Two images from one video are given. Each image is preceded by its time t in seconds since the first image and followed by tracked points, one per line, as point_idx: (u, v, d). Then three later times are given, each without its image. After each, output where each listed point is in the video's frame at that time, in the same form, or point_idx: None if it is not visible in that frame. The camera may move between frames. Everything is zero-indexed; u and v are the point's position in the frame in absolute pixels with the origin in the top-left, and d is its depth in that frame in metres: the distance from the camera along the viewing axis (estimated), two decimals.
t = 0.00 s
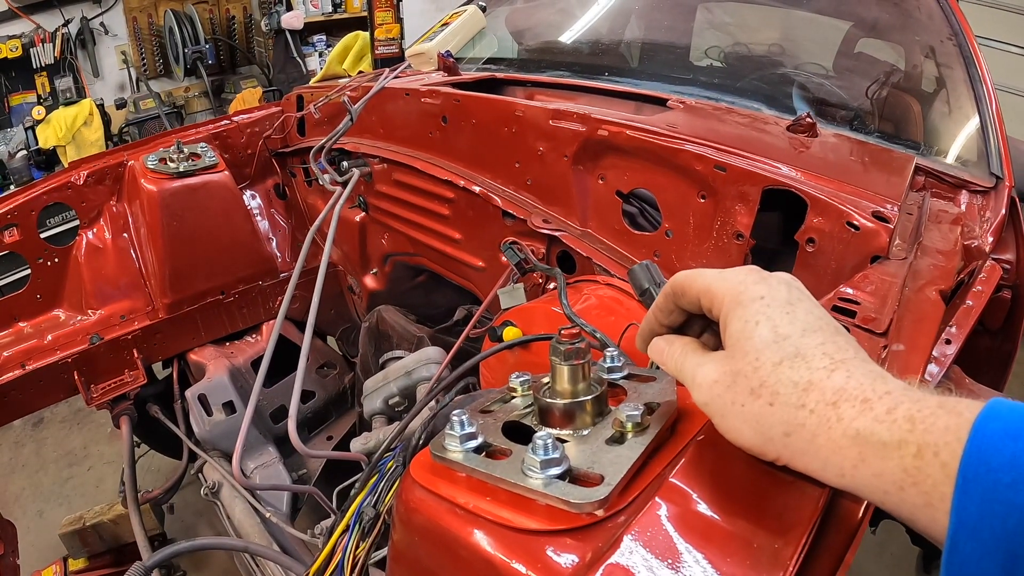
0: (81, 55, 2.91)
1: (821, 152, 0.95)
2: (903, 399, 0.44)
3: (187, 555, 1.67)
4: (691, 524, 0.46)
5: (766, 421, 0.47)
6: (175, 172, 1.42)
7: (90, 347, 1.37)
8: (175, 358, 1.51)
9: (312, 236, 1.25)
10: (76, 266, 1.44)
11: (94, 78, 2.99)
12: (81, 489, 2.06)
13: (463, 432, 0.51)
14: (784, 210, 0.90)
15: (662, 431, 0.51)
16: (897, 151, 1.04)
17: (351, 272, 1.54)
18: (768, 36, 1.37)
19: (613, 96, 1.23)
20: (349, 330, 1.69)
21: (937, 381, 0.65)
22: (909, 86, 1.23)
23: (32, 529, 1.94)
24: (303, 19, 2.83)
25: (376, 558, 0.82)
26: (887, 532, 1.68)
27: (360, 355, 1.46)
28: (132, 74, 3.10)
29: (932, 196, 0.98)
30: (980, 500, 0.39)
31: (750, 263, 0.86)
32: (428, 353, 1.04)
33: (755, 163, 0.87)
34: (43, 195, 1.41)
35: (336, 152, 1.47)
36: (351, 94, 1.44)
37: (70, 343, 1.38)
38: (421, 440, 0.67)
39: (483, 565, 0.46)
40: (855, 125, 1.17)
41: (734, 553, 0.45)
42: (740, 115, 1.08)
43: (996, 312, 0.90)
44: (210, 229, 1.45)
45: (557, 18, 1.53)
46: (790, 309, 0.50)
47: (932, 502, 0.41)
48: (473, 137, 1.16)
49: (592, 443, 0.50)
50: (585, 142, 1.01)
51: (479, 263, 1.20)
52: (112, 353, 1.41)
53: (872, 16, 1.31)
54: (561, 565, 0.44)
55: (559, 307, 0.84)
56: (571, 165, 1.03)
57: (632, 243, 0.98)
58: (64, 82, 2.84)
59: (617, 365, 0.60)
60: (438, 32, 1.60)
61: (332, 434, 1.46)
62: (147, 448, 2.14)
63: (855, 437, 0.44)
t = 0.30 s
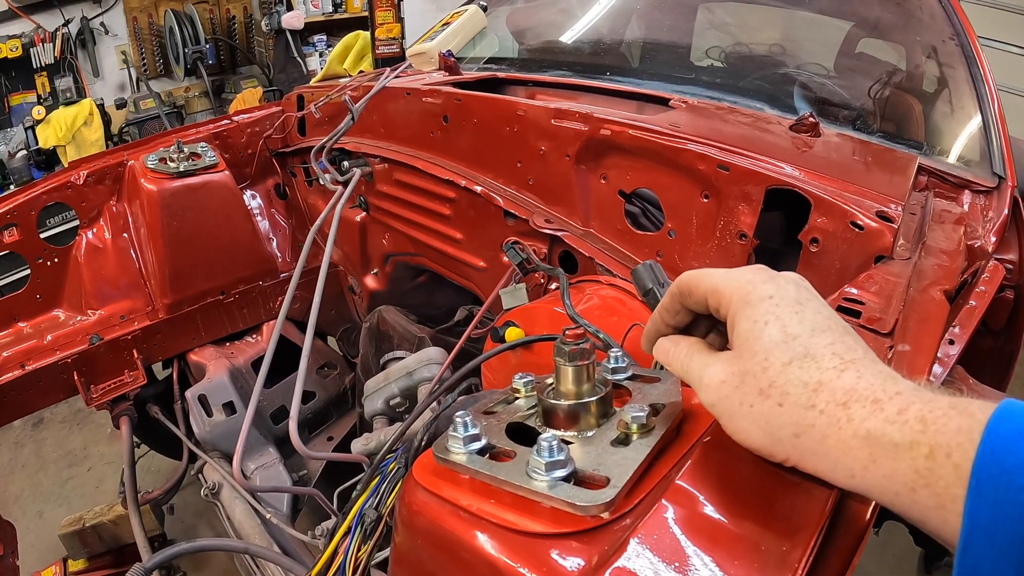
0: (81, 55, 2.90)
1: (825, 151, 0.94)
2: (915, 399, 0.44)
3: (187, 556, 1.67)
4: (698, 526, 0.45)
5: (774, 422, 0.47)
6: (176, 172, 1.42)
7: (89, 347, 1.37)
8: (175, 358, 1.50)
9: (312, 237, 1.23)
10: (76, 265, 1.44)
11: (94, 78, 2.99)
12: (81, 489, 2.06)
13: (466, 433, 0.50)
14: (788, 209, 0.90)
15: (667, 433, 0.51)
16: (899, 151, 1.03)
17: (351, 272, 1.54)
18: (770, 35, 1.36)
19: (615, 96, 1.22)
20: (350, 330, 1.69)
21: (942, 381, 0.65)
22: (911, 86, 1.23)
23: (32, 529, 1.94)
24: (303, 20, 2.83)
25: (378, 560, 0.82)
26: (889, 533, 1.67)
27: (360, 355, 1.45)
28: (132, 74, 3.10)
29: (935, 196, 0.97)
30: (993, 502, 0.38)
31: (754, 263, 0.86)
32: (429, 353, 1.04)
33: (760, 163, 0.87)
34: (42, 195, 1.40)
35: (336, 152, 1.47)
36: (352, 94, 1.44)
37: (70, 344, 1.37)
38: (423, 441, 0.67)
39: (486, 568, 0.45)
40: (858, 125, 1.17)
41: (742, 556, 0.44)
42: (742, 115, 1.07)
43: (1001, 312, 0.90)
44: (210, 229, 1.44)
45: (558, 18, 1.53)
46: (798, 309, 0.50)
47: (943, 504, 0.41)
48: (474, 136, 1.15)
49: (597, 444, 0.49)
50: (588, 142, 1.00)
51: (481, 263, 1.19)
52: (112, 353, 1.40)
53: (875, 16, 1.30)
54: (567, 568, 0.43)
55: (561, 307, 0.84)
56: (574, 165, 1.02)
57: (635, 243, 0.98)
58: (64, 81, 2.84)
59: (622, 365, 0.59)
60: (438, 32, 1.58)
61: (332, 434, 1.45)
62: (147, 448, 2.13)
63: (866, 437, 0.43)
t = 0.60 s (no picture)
0: (81, 55, 2.91)
1: (824, 152, 0.95)
2: (912, 399, 0.44)
3: (187, 556, 1.67)
4: (697, 526, 0.45)
5: (773, 422, 0.47)
6: (175, 172, 1.42)
7: (90, 348, 1.37)
8: (175, 358, 1.50)
9: (313, 238, 1.23)
10: (76, 266, 1.44)
11: (94, 79, 2.99)
12: (81, 490, 2.06)
13: (465, 433, 0.51)
14: (787, 210, 0.90)
15: (666, 433, 0.51)
16: (899, 151, 1.04)
17: (351, 273, 1.54)
18: (769, 36, 1.37)
19: (614, 96, 1.22)
20: (350, 331, 1.69)
21: (942, 381, 0.65)
22: (910, 87, 1.23)
23: (32, 529, 1.94)
24: (303, 20, 2.83)
25: (377, 560, 0.82)
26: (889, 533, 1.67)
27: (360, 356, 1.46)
28: (132, 75, 3.10)
29: (934, 196, 0.98)
30: (990, 502, 0.38)
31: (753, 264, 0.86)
32: (429, 353, 1.04)
33: (759, 163, 0.87)
34: (42, 195, 1.41)
35: (336, 153, 1.46)
36: (352, 95, 1.44)
37: (70, 344, 1.37)
38: (423, 441, 0.67)
39: (486, 568, 0.45)
40: (857, 125, 1.17)
41: (741, 556, 0.44)
42: (742, 115, 1.07)
43: (1000, 312, 0.90)
44: (210, 229, 1.44)
45: (558, 19, 1.53)
46: (796, 309, 0.50)
47: (941, 504, 0.41)
48: (474, 137, 1.15)
49: (596, 445, 0.50)
50: (587, 142, 1.00)
51: (481, 264, 1.20)
52: (112, 354, 1.41)
53: (874, 17, 1.30)
54: (565, 567, 0.43)
55: (561, 308, 0.84)
56: (573, 166, 1.03)
57: (634, 244, 0.98)
58: (65, 82, 2.84)
59: (621, 365, 0.59)
60: (438, 34, 1.56)
61: (332, 435, 1.45)
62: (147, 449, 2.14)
63: (864, 438, 0.43)
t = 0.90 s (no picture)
0: (82, 56, 2.91)
1: (822, 153, 0.95)
2: (905, 399, 0.44)
3: (187, 557, 1.67)
4: (692, 525, 0.46)
5: (767, 422, 0.47)
6: (176, 173, 1.42)
7: (90, 348, 1.37)
8: (175, 359, 1.51)
9: (312, 239, 1.24)
10: (76, 267, 1.44)
11: (94, 80, 2.99)
12: (81, 490, 2.06)
13: (463, 433, 0.51)
14: (784, 211, 0.90)
15: (662, 433, 0.51)
16: (896, 152, 1.04)
17: (351, 274, 1.55)
18: (768, 37, 1.37)
19: (613, 97, 1.23)
20: (350, 332, 1.69)
21: (938, 382, 0.66)
22: (909, 88, 1.24)
23: (33, 530, 1.94)
24: (303, 21, 2.84)
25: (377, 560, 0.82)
26: (888, 533, 1.67)
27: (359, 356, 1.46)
28: (133, 76, 3.11)
29: (932, 197, 0.98)
30: (981, 502, 0.39)
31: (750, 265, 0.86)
32: (428, 354, 1.04)
33: (756, 165, 0.87)
34: (43, 196, 1.41)
35: (336, 154, 1.47)
36: (352, 96, 1.45)
37: (71, 345, 1.38)
38: (422, 441, 0.67)
39: (483, 566, 0.46)
40: (856, 126, 1.17)
41: (734, 555, 0.45)
42: (740, 116, 1.08)
43: (998, 312, 0.90)
44: (210, 230, 1.45)
45: (557, 20, 1.54)
46: (791, 310, 0.50)
47: (932, 503, 0.41)
48: (473, 139, 1.16)
49: (592, 444, 0.50)
50: (586, 144, 1.01)
51: (480, 264, 1.20)
52: (113, 354, 1.41)
53: (873, 18, 1.31)
54: (562, 566, 0.43)
55: (559, 308, 0.85)
56: (571, 167, 1.03)
57: (632, 245, 0.98)
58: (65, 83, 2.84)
59: (618, 366, 0.60)
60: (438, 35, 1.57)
61: (332, 435, 1.46)
62: (148, 449, 2.14)
63: (857, 437, 0.44)
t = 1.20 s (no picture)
0: (82, 56, 2.92)
1: (822, 153, 0.95)
2: (902, 398, 0.44)
3: (187, 556, 1.67)
4: (689, 524, 0.46)
5: (764, 420, 0.47)
6: (176, 173, 1.42)
7: (90, 348, 1.38)
8: (175, 359, 1.51)
9: (312, 238, 1.23)
10: (77, 267, 1.45)
11: (95, 80, 3.00)
12: (82, 490, 2.07)
13: (461, 432, 0.51)
14: (784, 211, 0.90)
15: (659, 432, 0.51)
16: (896, 152, 1.04)
17: (351, 274, 1.55)
18: (768, 37, 1.37)
19: (613, 97, 1.23)
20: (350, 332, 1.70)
21: (937, 382, 0.66)
22: (908, 88, 1.24)
23: (33, 529, 1.95)
24: (304, 21, 2.84)
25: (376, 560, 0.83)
26: (888, 534, 1.67)
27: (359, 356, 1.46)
28: (133, 76, 3.11)
29: (932, 197, 0.98)
30: (978, 501, 0.39)
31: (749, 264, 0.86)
32: (428, 354, 1.05)
33: (755, 165, 0.87)
34: (44, 196, 1.41)
35: (336, 154, 1.47)
36: (352, 96, 1.45)
37: (71, 345, 1.38)
38: (420, 440, 0.67)
39: (481, 565, 0.46)
40: (856, 126, 1.18)
41: (732, 553, 0.45)
42: (740, 116, 1.08)
43: (997, 313, 0.90)
44: (210, 230, 1.45)
45: (557, 20, 1.54)
46: (789, 309, 0.50)
47: (929, 502, 0.41)
48: (473, 139, 1.16)
49: (590, 443, 0.50)
50: (585, 144, 1.01)
51: (480, 265, 1.20)
52: (113, 354, 1.41)
53: (873, 18, 1.31)
54: (559, 564, 0.44)
55: (558, 308, 0.85)
56: (571, 167, 1.03)
57: (632, 244, 0.99)
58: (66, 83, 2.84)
59: (617, 365, 0.60)
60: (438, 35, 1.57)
61: (332, 435, 1.46)
62: (148, 449, 2.14)
63: (854, 436, 0.44)
